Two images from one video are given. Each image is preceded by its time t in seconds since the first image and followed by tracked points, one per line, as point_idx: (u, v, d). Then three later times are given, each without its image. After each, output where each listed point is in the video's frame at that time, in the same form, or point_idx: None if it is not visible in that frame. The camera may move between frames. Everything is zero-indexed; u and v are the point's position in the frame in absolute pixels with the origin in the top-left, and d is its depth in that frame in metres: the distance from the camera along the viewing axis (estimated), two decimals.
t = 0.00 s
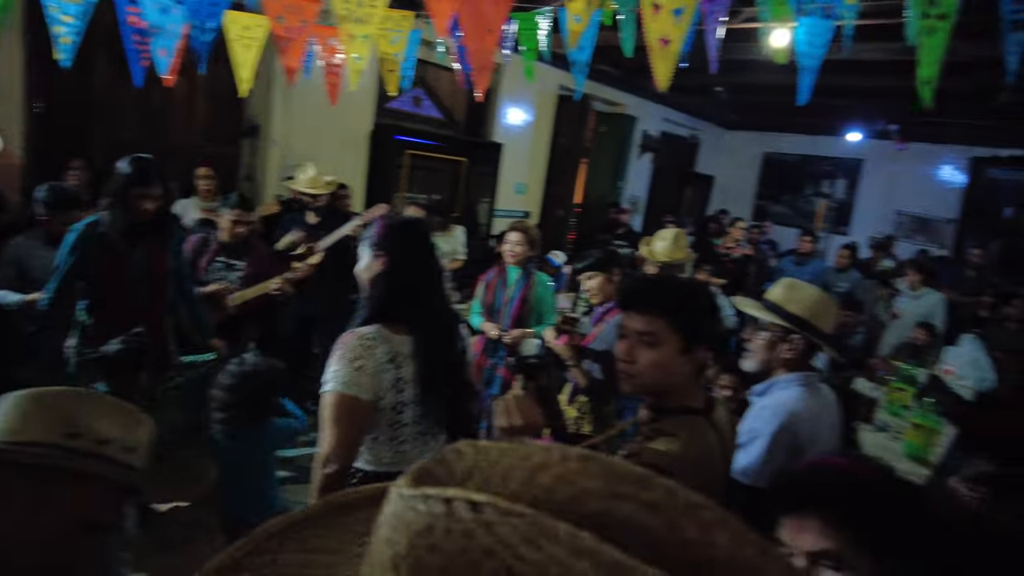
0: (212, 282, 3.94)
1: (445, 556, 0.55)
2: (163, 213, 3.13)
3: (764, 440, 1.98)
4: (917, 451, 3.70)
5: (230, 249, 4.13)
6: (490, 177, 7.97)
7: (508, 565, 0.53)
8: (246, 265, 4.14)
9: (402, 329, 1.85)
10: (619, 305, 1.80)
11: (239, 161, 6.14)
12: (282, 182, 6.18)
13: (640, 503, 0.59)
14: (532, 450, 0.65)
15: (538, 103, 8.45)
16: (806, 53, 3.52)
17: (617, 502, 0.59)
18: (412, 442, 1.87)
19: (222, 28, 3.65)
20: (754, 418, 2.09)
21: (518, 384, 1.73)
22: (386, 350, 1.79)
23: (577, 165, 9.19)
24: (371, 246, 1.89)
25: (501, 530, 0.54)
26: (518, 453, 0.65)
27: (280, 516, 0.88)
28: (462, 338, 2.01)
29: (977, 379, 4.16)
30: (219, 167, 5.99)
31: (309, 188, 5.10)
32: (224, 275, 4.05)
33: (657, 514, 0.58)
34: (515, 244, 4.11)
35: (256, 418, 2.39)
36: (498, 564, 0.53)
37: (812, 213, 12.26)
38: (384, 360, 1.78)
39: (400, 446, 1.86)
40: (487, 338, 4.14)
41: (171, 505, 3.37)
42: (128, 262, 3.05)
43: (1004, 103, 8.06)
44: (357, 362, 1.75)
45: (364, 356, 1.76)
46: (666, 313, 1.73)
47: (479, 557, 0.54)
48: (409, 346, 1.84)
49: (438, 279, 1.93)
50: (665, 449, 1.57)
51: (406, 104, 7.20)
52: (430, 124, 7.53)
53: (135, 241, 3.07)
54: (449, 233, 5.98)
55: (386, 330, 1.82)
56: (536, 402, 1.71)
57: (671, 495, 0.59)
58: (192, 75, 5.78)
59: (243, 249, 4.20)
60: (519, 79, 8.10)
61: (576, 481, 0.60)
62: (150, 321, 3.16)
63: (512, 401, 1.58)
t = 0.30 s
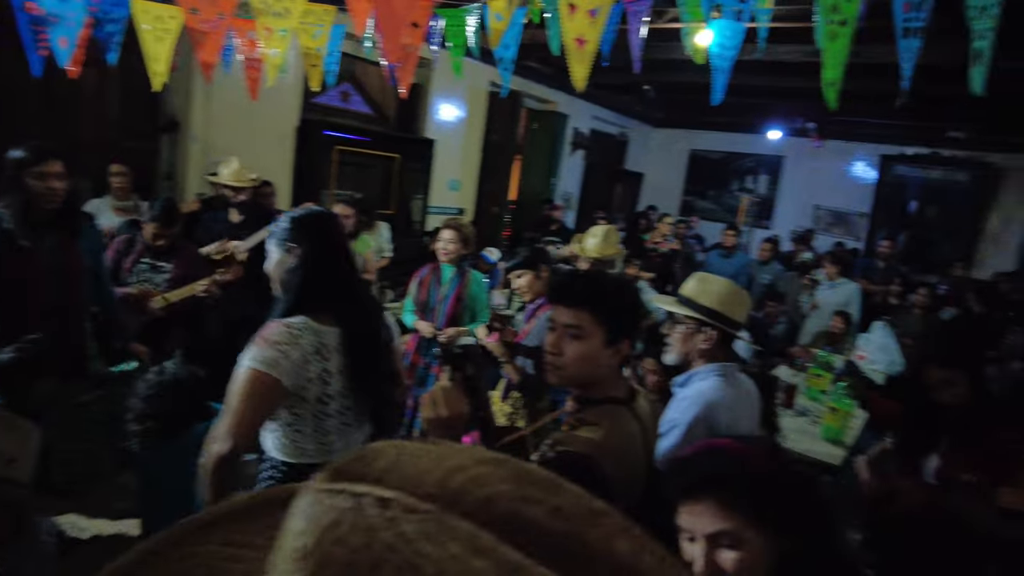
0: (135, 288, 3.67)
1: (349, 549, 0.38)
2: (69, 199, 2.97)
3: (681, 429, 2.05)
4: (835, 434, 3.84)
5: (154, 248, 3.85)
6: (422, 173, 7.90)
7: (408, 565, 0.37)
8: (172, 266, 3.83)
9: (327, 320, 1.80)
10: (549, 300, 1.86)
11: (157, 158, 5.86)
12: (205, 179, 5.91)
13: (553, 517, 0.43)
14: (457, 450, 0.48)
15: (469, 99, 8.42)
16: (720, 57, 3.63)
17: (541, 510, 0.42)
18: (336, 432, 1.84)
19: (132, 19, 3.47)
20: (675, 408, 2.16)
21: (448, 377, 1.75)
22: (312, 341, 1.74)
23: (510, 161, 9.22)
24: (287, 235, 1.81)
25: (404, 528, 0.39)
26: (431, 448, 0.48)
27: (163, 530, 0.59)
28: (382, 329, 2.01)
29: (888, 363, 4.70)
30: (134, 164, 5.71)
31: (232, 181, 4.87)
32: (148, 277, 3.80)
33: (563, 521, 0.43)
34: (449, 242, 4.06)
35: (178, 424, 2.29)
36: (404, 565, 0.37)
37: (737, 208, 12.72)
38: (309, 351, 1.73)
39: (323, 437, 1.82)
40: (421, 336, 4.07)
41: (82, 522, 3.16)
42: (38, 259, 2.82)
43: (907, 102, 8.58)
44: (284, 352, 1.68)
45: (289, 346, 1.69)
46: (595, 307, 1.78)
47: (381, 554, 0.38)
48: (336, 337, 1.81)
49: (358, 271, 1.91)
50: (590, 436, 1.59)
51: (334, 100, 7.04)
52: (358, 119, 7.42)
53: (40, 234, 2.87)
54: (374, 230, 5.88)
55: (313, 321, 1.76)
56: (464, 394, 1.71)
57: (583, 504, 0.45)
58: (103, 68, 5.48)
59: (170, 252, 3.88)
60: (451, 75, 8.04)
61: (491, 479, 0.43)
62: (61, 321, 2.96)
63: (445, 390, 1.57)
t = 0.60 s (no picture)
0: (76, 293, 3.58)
1: (265, 552, 0.43)
2: None
3: (626, 424, 2.10)
4: (778, 422, 3.85)
5: (97, 252, 3.66)
6: (370, 171, 7.80)
7: (326, 557, 0.41)
8: (115, 270, 3.69)
9: (263, 344, 1.74)
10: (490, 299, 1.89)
11: (89, 157, 5.61)
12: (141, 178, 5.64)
13: (459, 514, 0.46)
14: (366, 448, 0.52)
15: (416, 96, 8.35)
16: (661, 56, 3.69)
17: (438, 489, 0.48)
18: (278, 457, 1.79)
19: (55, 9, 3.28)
20: (621, 401, 2.20)
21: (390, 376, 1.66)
22: (245, 367, 1.67)
23: (458, 158, 9.18)
24: (222, 257, 1.77)
25: (319, 523, 0.43)
26: (349, 449, 0.52)
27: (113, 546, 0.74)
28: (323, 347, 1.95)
29: (826, 351, 4.91)
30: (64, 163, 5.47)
31: (171, 183, 4.66)
32: (89, 282, 3.65)
33: (473, 508, 0.47)
34: (398, 240, 3.97)
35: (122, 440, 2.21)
36: (318, 558, 0.41)
37: (681, 204, 12.98)
38: (242, 377, 1.66)
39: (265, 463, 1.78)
40: (371, 336, 4.02)
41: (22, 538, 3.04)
42: None
43: (840, 100, 8.90)
44: (214, 375, 1.59)
45: (220, 370, 1.61)
46: (537, 305, 1.82)
47: (297, 554, 0.42)
48: (272, 360, 1.75)
49: (289, 290, 1.85)
50: (533, 434, 1.61)
51: (277, 96, 6.87)
52: (302, 116, 7.25)
53: None
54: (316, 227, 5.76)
55: (247, 345, 1.70)
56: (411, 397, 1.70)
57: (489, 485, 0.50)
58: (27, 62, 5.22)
59: (109, 253, 3.68)
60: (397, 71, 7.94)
61: (407, 475, 0.48)
62: None
63: (391, 397, 1.56)
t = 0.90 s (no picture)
0: (33, 289, 3.34)
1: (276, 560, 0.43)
2: None
3: (607, 418, 2.10)
4: (750, 415, 3.91)
5: (58, 255, 3.58)
6: (339, 171, 7.70)
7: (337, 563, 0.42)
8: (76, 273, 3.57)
9: (207, 331, 1.73)
10: (460, 299, 1.89)
11: (48, 157, 5.45)
12: (103, 179, 5.49)
13: (465, 519, 0.50)
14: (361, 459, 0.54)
15: (384, 95, 8.27)
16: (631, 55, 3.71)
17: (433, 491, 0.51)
18: (216, 443, 1.80)
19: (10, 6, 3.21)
20: (600, 396, 2.21)
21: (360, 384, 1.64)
22: (181, 351, 1.68)
23: (428, 158, 9.13)
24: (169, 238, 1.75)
25: (328, 529, 0.43)
26: (349, 458, 0.53)
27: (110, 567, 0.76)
28: (281, 338, 1.92)
29: (795, 344, 5.06)
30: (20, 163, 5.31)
31: (138, 188, 4.52)
32: (50, 286, 3.55)
33: (478, 511, 0.51)
34: (370, 241, 3.94)
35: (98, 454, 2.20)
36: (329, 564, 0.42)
37: (651, 201, 13.11)
38: (175, 361, 1.68)
39: (203, 447, 1.78)
40: (346, 339, 3.97)
41: None
42: None
43: (804, 98, 9.07)
44: (143, 355, 1.62)
45: (151, 350, 1.64)
46: (505, 303, 1.83)
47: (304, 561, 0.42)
48: (213, 348, 1.74)
49: (246, 279, 1.83)
50: (506, 434, 1.62)
51: (243, 95, 6.75)
52: (268, 115, 7.13)
53: None
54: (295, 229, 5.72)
55: (187, 330, 1.70)
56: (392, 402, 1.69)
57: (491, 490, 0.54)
58: None
59: (70, 259, 3.60)
60: (365, 70, 7.87)
61: (410, 482, 0.51)
62: None
63: (364, 403, 1.55)
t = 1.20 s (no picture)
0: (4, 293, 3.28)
1: (331, 549, 0.45)
2: None
3: (604, 414, 2.12)
4: (738, 412, 3.93)
5: (30, 261, 3.55)
6: (324, 171, 7.66)
7: (390, 554, 0.44)
8: (49, 278, 3.51)
9: (141, 348, 1.60)
10: (445, 300, 1.88)
11: (27, 160, 5.37)
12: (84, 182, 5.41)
13: (506, 518, 0.53)
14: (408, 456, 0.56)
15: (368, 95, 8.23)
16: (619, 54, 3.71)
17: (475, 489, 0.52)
18: (147, 471, 1.65)
19: None
20: (596, 392, 2.22)
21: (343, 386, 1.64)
22: (108, 368, 1.56)
23: (413, 158, 9.10)
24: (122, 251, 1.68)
25: (382, 522, 0.45)
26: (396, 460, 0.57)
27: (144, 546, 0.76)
28: (230, 359, 1.79)
29: (782, 342, 5.13)
30: None
31: (121, 191, 4.51)
32: (20, 291, 3.46)
33: (520, 513, 0.54)
34: (359, 242, 3.89)
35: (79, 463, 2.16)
36: (383, 556, 0.44)
37: (636, 200, 13.17)
38: (99, 380, 1.55)
39: (131, 475, 1.64)
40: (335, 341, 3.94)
41: None
42: None
43: (787, 97, 9.14)
44: (61, 368, 1.51)
45: (72, 363, 1.52)
46: (490, 303, 1.82)
47: (360, 551, 0.44)
48: (146, 367, 1.61)
49: (194, 293, 1.71)
50: (493, 434, 1.62)
51: (225, 96, 6.69)
52: (251, 115, 7.07)
53: None
54: (282, 233, 5.69)
55: (118, 345, 1.58)
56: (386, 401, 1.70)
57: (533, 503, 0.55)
58: None
59: (41, 262, 3.56)
60: (349, 70, 7.82)
61: (456, 480, 0.54)
62: None
63: (350, 407, 1.56)
